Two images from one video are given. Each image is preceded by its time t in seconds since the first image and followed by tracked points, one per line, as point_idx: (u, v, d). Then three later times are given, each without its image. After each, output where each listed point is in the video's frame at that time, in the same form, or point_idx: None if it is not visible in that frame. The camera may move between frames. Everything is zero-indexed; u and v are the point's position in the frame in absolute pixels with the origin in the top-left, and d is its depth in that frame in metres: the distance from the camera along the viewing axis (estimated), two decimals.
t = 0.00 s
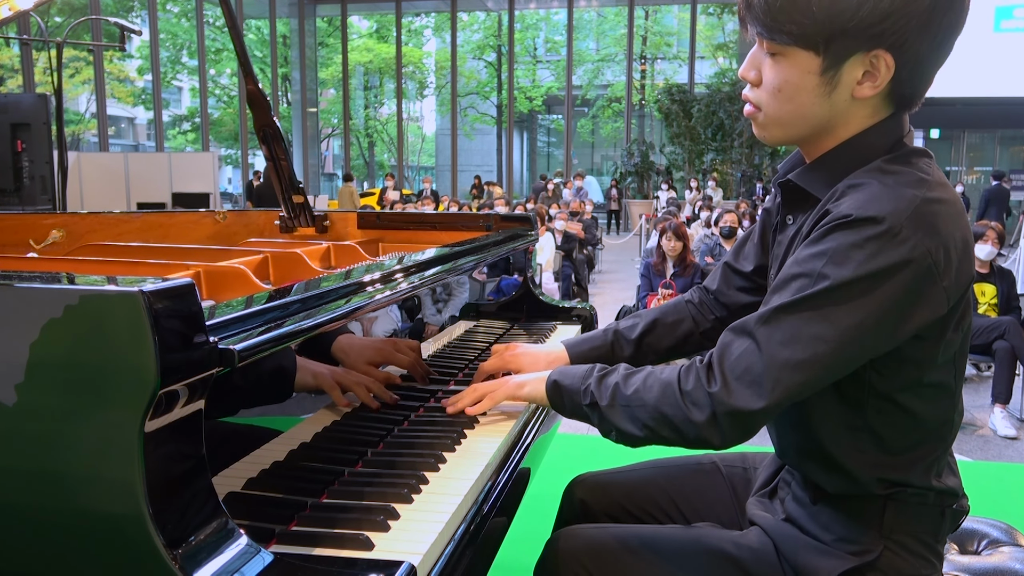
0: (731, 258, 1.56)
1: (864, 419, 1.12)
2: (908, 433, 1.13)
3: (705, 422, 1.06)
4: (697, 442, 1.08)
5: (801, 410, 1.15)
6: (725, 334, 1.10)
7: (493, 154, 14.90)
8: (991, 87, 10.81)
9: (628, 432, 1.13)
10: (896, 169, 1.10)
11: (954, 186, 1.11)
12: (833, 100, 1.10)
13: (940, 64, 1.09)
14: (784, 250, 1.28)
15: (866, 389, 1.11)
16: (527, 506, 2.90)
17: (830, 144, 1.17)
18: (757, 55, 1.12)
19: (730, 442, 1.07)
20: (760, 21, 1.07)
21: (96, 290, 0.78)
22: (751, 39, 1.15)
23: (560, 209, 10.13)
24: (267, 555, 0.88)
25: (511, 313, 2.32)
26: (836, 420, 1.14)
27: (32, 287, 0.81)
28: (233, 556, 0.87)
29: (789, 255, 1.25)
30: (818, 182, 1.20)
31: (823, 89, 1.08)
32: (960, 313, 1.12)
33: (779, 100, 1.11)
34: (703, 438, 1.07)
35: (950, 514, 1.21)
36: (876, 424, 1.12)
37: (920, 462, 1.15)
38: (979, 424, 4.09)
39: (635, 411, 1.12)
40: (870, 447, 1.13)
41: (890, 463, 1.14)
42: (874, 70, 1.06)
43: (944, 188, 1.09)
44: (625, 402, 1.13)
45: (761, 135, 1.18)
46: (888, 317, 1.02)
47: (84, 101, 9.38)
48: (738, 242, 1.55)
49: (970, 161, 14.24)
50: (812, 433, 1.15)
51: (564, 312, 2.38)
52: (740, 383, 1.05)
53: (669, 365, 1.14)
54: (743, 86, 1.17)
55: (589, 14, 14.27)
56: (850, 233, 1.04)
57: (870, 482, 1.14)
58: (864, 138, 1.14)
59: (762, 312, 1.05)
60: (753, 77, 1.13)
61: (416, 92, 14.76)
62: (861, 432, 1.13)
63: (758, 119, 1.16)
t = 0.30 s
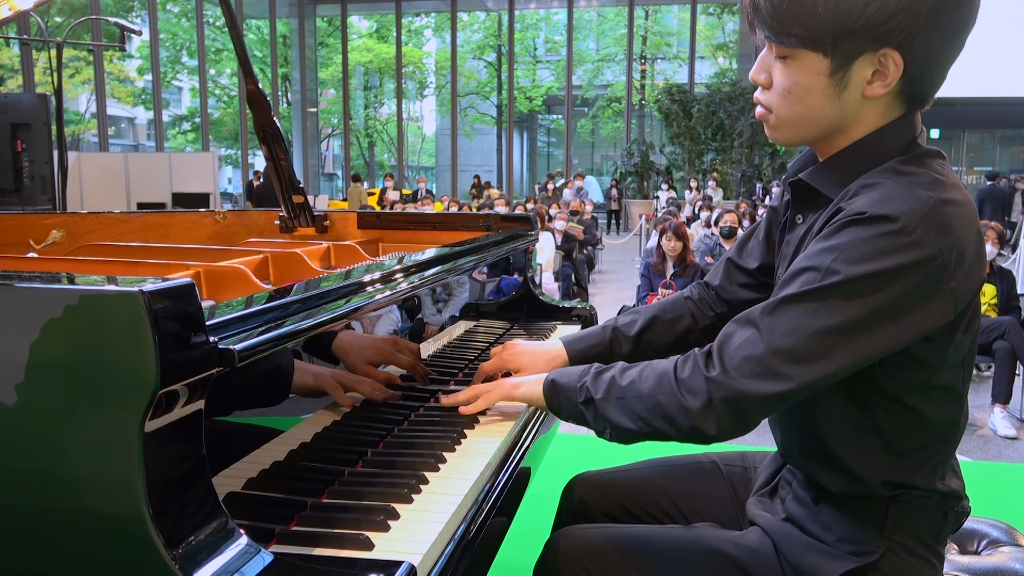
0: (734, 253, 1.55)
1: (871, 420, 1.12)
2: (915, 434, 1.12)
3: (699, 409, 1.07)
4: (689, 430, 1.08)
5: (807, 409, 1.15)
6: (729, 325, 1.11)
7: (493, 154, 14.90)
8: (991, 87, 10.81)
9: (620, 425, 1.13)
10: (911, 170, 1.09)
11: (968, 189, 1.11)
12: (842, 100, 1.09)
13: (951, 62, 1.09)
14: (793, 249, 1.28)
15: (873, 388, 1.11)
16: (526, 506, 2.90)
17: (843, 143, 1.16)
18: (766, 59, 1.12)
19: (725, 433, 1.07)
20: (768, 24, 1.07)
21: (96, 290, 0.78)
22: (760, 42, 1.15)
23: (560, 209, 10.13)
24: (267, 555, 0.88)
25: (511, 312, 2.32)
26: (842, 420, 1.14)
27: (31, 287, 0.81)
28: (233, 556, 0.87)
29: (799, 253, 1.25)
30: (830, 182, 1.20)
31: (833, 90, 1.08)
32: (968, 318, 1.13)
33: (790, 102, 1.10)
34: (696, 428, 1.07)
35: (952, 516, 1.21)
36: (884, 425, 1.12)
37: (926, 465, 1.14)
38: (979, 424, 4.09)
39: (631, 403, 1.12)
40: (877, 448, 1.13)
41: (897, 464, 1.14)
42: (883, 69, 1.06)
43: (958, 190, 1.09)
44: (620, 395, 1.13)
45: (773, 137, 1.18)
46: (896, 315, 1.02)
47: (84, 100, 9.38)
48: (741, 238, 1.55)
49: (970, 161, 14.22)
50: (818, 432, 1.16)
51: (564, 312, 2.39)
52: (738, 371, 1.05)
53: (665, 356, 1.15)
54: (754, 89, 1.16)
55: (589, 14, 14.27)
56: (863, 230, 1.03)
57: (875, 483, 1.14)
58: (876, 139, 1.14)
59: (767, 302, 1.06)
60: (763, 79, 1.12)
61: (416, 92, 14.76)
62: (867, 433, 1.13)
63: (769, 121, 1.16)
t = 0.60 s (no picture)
0: (741, 255, 1.55)
1: (879, 421, 1.12)
2: (923, 437, 1.12)
3: (696, 396, 1.06)
4: (684, 416, 1.07)
5: (813, 408, 1.16)
6: (732, 315, 1.11)
7: (493, 154, 14.91)
8: (992, 87, 10.81)
9: (612, 409, 1.12)
10: (926, 174, 1.10)
11: (982, 194, 1.11)
12: (848, 103, 1.09)
13: (958, 64, 1.09)
14: (804, 250, 1.28)
15: (883, 389, 1.11)
16: (527, 506, 2.90)
17: (853, 146, 1.16)
18: (771, 64, 1.13)
19: (720, 419, 1.07)
20: (770, 30, 1.08)
21: (96, 290, 0.78)
22: (764, 48, 1.16)
23: (560, 209, 10.13)
24: (267, 555, 0.88)
25: (511, 313, 2.32)
26: (850, 421, 1.13)
27: (32, 287, 0.81)
28: (233, 556, 0.87)
29: (810, 253, 1.25)
30: (842, 185, 1.20)
31: (837, 93, 1.08)
32: (979, 325, 1.13)
33: (795, 106, 1.11)
34: (692, 413, 1.07)
35: (957, 518, 1.21)
36: (892, 427, 1.12)
37: (933, 468, 1.14)
38: (979, 424, 4.09)
39: (623, 387, 1.12)
40: (883, 449, 1.13)
41: (905, 467, 1.14)
42: (886, 71, 1.06)
43: (972, 194, 1.09)
44: (611, 377, 1.13)
45: (782, 141, 1.18)
46: (906, 316, 1.03)
47: (84, 100, 9.38)
48: (749, 241, 1.56)
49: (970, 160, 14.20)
50: (823, 431, 1.16)
51: (564, 312, 2.39)
52: (741, 359, 1.05)
53: (663, 342, 1.15)
54: (761, 94, 1.17)
55: (589, 14, 14.27)
56: (877, 230, 1.04)
57: (881, 485, 1.14)
58: (884, 142, 1.14)
59: (776, 293, 1.06)
60: (769, 84, 1.13)
61: (416, 92, 14.76)
62: (874, 435, 1.13)
63: (776, 126, 1.16)
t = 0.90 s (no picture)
0: (756, 265, 1.56)
1: (888, 423, 1.12)
2: (932, 441, 1.12)
3: (710, 404, 1.06)
4: (700, 421, 1.08)
5: (822, 411, 1.16)
6: (746, 320, 1.10)
7: (493, 154, 14.91)
8: (992, 87, 10.81)
9: (620, 413, 1.13)
10: (942, 177, 1.09)
11: (994, 198, 1.11)
12: (865, 103, 1.09)
13: (973, 64, 1.08)
14: (814, 254, 1.29)
15: (894, 392, 1.10)
16: (527, 507, 2.90)
17: (866, 147, 1.16)
18: (785, 65, 1.13)
19: (736, 424, 1.07)
20: (786, 30, 1.07)
21: (96, 290, 0.78)
22: (779, 49, 1.16)
23: (559, 209, 10.14)
24: (267, 555, 0.88)
25: (511, 313, 2.32)
26: (856, 423, 1.13)
27: (32, 287, 0.81)
28: (233, 557, 0.86)
29: (821, 256, 1.25)
30: (855, 187, 1.20)
31: (855, 92, 1.07)
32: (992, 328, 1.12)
33: (810, 107, 1.11)
34: (707, 420, 1.07)
35: (962, 521, 1.21)
36: (901, 429, 1.12)
37: (938, 471, 1.14)
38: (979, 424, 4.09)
39: (632, 392, 1.12)
40: (890, 451, 1.13)
41: (913, 469, 1.13)
42: (905, 71, 1.05)
43: (986, 199, 1.09)
44: (619, 382, 1.13)
45: (795, 142, 1.18)
46: (924, 325, 1.02)
47: (84, 100, 9.38)
48: (763, 249, 1.56)
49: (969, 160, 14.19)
50: (831, 432, 1.16)
51: (564, 312, 2.40)
52: (757, 367, 1.05)
53: (671, 346, 1.14)
54: (774, 95, 1.17)
55: (589, 14, 14.27)
56: (895, 239, 1.03)
57: (887, 488, 1.14)
58: (899, 142, 1.14)
59: (792, 301, 1.05)
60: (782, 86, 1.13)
61: (416, 92, 14.76)
62: (882, 437, 1.13)
63: (791, 127, 1.16)
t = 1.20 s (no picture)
0: (762, 267, 1.56)
1: (892, 425, 1.12)
2: (936, 443, 1.12)
3: (718, 408, 1.06)
4: (709, 425, 1.07)
5: (825, 412, 1.16)
6: (753, 323, 1.10)
7: (493, 154, 14.92)
8: (993, 87, 10.81)
9: (626, 418, 1.12)
10: (951, 179, 1.09)
11: (1001, 201, 1.12)
12: (887, 102, 1.09)
13: (986, 63, 1.08)
14: (819, 256, 1.28)
15: (898, 395, 1.10)
16: (527, 507, 2.90)
17: (880, 148, 1.16)
18: (800, 65, 1.11)
19: (744, 427, 1.07)
20: (808, 30, 1.06)
21: (96, 290, 0.78)
22: (793, 50, 1.15)
23: (560, 209, 10.14)
24: (267, 555, 0.88)
25: (511, 313, 2.32)
26: (860, 426, 1.13)
27: (32, 287, 0.81)
28: (233, 556, 0.86)
29: (827, 257, 1.25)
30: (862, 189, 1.20)
31: (878, 91, 1.07)
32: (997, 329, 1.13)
33: (830, 108, 1.10)
34: (715, 424, 1.07)
35: (964, 523, 1.22)
36: (905, 431, 1.12)
37: (942, 473, 1.14)
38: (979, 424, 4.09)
39: (639, 398, 1.11)
40: (893, 452, 1.13)
41: (916, 470, 1.14)
42: (929, 68, 1.06)
43: (993, 202, 1.10)
44: (625, 388, 1.13)
45: (810, 143, 1.17)
46: (931, 328, 1.03)
47: (84, 101, 9.38)
48: (768, 252, 1.56)
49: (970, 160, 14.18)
50: (833, 433, 1.16)
51: (564, 312, 2.40)
52: (765, 371, 1.05)
53: (676, 350, 1.14)
54: (787, 95, 1.16)
55: (589, 14, 14.26)
56: (905, 243, 1.02)
57: (892, 490, 1.14)
58: (913, 143, 1.15)
59: (800, 304, 1.05)
60: (798, 86, 1.12)
61: (416, 92, 14.76)
62: (886, 439, 1.13)
63: (805, 128, 1.15)
